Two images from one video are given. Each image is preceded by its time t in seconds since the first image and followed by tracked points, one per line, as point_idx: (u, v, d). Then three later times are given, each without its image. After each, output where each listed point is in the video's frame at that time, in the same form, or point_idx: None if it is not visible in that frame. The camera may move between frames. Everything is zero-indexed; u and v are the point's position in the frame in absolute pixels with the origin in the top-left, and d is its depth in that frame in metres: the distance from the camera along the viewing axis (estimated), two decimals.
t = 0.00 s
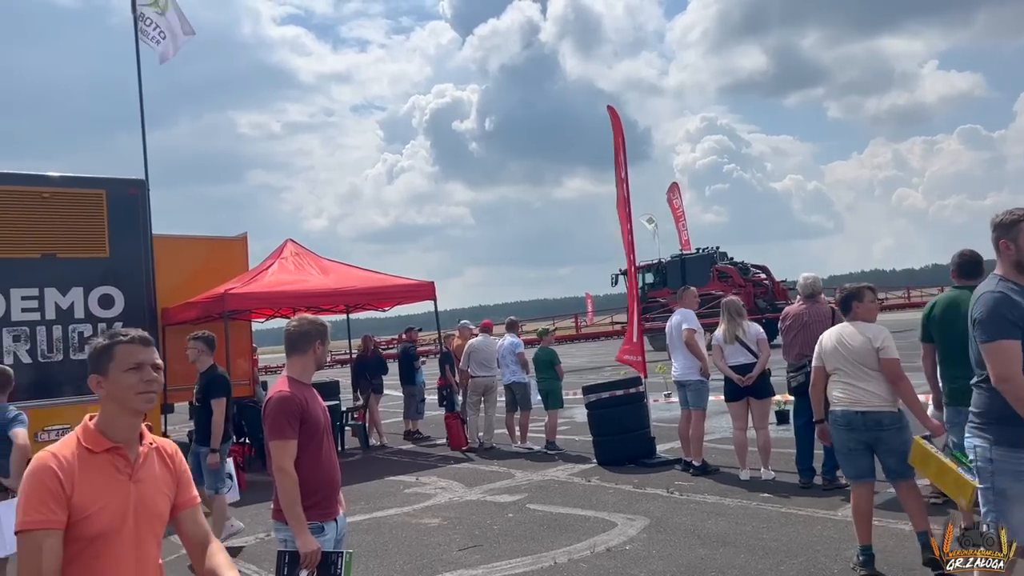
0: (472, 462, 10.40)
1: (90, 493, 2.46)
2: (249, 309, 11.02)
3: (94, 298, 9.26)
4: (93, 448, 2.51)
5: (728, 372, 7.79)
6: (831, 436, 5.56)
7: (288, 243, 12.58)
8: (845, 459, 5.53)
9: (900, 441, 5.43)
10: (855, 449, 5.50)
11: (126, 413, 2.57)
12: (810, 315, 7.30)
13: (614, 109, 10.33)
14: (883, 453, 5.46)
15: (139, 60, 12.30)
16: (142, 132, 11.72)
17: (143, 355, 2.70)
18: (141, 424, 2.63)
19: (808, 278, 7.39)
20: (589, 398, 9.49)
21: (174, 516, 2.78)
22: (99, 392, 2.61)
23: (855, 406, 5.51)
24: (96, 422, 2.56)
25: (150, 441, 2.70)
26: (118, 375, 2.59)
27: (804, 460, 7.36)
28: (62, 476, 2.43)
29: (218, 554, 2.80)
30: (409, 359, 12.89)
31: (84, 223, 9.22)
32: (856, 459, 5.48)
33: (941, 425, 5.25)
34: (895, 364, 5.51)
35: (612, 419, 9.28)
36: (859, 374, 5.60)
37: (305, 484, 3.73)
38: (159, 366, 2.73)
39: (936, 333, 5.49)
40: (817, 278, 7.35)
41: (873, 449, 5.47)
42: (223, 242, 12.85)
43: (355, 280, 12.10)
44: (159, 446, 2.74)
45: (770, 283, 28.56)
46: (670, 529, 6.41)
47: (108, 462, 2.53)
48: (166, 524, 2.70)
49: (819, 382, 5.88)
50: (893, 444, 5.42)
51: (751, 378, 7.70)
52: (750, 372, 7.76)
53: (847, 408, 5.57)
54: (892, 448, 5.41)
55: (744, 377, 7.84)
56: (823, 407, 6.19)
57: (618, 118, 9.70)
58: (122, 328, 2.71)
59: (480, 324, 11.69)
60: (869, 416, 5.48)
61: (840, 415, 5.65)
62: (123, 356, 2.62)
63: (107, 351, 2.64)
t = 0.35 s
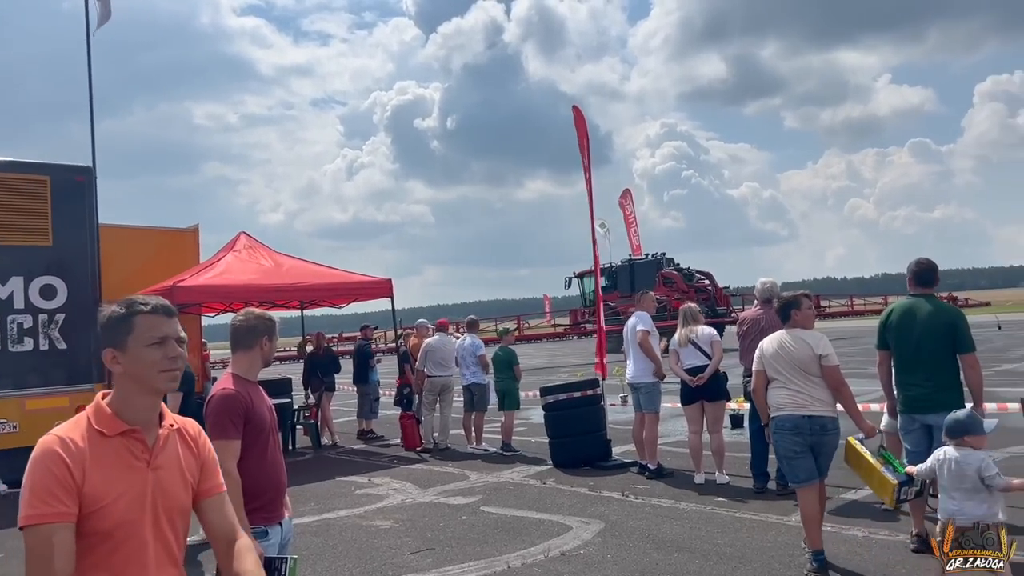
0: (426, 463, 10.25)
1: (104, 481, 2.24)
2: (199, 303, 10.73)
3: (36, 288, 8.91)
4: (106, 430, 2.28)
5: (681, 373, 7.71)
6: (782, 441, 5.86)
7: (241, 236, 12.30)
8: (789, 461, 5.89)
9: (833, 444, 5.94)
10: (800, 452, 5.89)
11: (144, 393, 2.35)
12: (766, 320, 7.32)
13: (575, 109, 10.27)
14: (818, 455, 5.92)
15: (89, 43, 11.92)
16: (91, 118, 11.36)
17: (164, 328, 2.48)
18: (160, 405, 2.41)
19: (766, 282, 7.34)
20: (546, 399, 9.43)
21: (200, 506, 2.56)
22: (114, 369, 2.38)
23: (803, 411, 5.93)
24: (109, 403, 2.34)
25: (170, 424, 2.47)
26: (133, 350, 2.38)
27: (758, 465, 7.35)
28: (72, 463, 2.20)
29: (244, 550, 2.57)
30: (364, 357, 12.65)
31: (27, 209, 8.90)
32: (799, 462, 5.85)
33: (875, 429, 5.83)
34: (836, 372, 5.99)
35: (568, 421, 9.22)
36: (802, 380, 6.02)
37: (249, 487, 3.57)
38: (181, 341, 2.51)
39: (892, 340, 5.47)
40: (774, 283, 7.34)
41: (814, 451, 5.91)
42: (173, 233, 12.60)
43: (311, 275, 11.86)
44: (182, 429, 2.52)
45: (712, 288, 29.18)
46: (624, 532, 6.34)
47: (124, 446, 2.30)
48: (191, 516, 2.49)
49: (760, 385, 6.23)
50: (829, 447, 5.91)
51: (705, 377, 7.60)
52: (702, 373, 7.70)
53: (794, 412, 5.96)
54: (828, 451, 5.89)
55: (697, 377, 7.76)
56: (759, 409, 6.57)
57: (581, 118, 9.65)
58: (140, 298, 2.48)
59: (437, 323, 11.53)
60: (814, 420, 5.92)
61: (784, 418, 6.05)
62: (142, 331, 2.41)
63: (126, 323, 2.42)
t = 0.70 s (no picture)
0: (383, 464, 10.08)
1: (125, 511, 1.99)
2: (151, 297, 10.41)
3: None
4: (126, 454, 2.03)
5: (642, 376, 7.63)
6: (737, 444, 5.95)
7: (197, 228, 11.98)
8: (741, 464, 6.00)
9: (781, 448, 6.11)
10: (751, 455, 6.01)
11: (168, 407, 2.10)
12: (731, 325, 7.29)
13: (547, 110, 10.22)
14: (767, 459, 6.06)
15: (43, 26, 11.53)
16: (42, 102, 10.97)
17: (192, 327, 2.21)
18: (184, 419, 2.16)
19: (730, 288, 7.30)
20: (507, 401, 9.33)
21: (232, 529, 2.30)
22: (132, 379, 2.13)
23: (759, 417, 6.04)
24: (127, 419, 2.08)
25: (196, 437, 2.22)
26: (160, 357, 2.11)
27: (719, 470, 7.33)
28: (90, 492, 1.95)
29: None
30: (321, 355, 12.41)
31: None
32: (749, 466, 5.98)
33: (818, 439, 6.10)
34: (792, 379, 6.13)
35: (528, 424, 9.11)
36: (758, 386, 6.12)
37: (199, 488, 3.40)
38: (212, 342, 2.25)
39: (858, 348, 5.52)
40: (739, 288, 7.31)
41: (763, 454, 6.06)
42: (128, 225, 12.21)
43: (269, 270, 11.60)
44: (207, 442, 2.26)
45: (660, 295, 29.52)
46: (585, 538, 6.26)
47: (147, 470, 2.05)
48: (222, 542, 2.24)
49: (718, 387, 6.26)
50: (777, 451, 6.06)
51: (667, 379, 7.52)
52: (663, 375, 7.59)
53: (749, 417, 6.06)
54: (776, 455, 6.05)
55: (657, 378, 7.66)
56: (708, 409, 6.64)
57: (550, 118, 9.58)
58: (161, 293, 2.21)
59: (397, 322, 11.34)
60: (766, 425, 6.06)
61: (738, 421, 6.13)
62: (166, 333, 2.13)
63: (149, 323, 2.14)
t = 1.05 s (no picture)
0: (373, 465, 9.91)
1: (229, 523, 1.66)
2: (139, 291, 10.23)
3: None
4: (229, 449, 1.71)
5: (639, 377, 7.50)
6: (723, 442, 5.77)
7: (186, 222, 11.78)
8: (728, 463, 5.81)
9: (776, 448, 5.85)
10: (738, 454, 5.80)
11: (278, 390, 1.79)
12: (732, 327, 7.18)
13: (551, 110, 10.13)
14: (758, 457, 5.81)
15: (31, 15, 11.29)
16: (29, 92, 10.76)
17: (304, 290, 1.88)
18: (295, 405, 1.84)
19: (732, 290, 7.21)
20: (501, 402, 9.18)
21: (350, 542, 1.98)
22: (235, 356, 1.80)
23: (751, 414, 5.84)
24: (230, 406, 1.77)
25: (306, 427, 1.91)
26: (267, 327, 1.78)
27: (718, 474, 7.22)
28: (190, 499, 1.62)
29: None
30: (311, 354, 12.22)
31: None
32: (734, 464, 5.81)
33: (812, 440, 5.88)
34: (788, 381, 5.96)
35: (523, 426, 8.97)
36: (753, 385, 5.94)
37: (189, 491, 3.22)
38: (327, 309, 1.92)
39: (866, 352, 5.43)
40: (741, 291, 7.20)
41: (754, 455, 5.82)
42: (116, 219, 11.98)
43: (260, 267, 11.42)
44: (319, 436, 1.95)
45: (641, 299, 29.62)
46: (584, 543, 6.12)
47: (253, 469, 1.73)
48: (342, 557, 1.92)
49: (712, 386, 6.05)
50: (771, 450, 5.81)
51: (662, 380, 7.41)
52: (660, 377, 7.44)
53: (742, 416, 5.86)
54: (767, 453, 5.79)
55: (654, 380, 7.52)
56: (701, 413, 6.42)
57: (549, 117, 9.47)
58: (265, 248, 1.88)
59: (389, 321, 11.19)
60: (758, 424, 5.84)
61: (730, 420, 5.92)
62: (277, 298, 1.79)
63: (257, 284, 1.80)
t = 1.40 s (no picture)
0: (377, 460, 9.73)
1: None
2: (139, 281, 10.04)
3: None
4: (460, 487, 1.41)
5: (651, 372, 7.33)
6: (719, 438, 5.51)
7: (186, 212, 11.57)
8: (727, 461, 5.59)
9: (781, 443, 5.50)
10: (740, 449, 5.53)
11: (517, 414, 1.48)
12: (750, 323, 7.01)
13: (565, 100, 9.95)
14: (762, 454, 5.51)
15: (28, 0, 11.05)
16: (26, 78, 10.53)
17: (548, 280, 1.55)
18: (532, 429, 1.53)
19: (750, 283, 7.04)
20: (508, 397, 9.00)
21: None
22: (464, 364, 1.49)
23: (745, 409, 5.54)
24: (460, 431, 1.48)
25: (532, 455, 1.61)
26: (507, 333, 1.46)
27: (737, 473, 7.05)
28: (416, 551, 1.34)
29: None
30: (313, 347, 12.04)
31: None
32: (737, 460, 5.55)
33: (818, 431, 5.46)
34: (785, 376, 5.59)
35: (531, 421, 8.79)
36: (748, 383, 5.61)
37: (197, 488, 3.04)
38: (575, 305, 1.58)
39: (893, 348, 5.24)
40: (759, 285, 7.03)
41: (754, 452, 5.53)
42: (116, 208, 11.77)
43: (262, 258, 11.23)
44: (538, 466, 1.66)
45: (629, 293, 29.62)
46: (598, 542, 5.95)
47: (484, 512, 1.44)
48: None
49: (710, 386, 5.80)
50: (775, 445, 5.47)
51: (676, 375, 7.22)
52: (673, 371, 7.25)
53: (737, 411, 5.58)
54: (770, 449, 5.46)
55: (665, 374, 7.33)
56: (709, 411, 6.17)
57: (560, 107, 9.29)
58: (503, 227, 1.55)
59: (394, 313, 11.01)
60: (754, 420, 5.53)
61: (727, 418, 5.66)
62: (524, 296, 1.47)
63: (496, 275, 1.48)
